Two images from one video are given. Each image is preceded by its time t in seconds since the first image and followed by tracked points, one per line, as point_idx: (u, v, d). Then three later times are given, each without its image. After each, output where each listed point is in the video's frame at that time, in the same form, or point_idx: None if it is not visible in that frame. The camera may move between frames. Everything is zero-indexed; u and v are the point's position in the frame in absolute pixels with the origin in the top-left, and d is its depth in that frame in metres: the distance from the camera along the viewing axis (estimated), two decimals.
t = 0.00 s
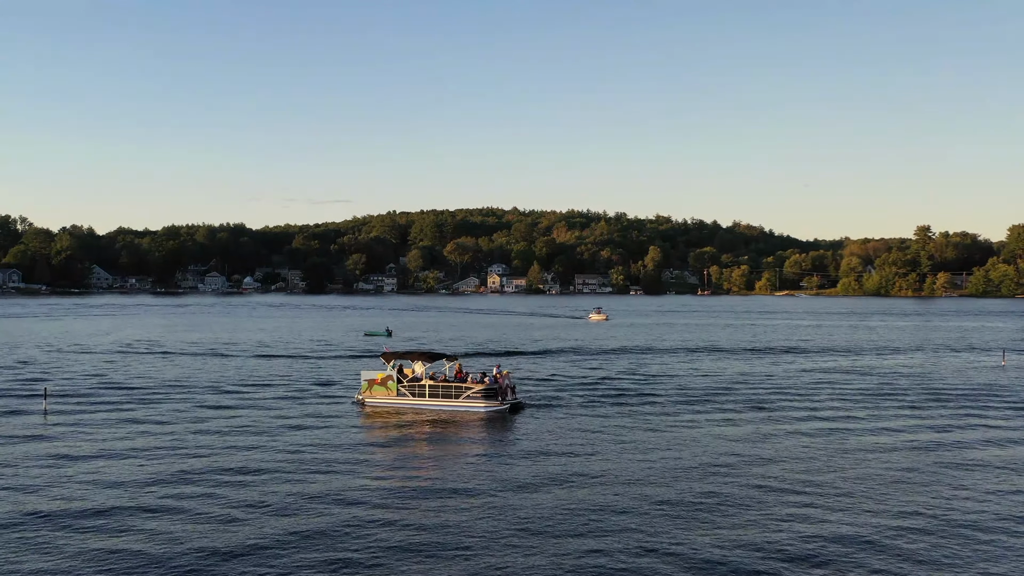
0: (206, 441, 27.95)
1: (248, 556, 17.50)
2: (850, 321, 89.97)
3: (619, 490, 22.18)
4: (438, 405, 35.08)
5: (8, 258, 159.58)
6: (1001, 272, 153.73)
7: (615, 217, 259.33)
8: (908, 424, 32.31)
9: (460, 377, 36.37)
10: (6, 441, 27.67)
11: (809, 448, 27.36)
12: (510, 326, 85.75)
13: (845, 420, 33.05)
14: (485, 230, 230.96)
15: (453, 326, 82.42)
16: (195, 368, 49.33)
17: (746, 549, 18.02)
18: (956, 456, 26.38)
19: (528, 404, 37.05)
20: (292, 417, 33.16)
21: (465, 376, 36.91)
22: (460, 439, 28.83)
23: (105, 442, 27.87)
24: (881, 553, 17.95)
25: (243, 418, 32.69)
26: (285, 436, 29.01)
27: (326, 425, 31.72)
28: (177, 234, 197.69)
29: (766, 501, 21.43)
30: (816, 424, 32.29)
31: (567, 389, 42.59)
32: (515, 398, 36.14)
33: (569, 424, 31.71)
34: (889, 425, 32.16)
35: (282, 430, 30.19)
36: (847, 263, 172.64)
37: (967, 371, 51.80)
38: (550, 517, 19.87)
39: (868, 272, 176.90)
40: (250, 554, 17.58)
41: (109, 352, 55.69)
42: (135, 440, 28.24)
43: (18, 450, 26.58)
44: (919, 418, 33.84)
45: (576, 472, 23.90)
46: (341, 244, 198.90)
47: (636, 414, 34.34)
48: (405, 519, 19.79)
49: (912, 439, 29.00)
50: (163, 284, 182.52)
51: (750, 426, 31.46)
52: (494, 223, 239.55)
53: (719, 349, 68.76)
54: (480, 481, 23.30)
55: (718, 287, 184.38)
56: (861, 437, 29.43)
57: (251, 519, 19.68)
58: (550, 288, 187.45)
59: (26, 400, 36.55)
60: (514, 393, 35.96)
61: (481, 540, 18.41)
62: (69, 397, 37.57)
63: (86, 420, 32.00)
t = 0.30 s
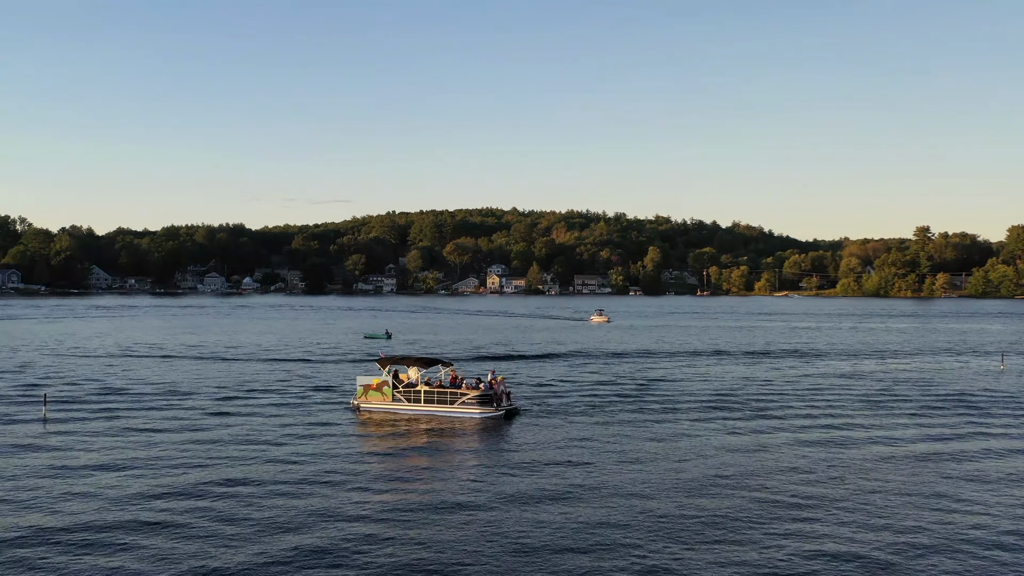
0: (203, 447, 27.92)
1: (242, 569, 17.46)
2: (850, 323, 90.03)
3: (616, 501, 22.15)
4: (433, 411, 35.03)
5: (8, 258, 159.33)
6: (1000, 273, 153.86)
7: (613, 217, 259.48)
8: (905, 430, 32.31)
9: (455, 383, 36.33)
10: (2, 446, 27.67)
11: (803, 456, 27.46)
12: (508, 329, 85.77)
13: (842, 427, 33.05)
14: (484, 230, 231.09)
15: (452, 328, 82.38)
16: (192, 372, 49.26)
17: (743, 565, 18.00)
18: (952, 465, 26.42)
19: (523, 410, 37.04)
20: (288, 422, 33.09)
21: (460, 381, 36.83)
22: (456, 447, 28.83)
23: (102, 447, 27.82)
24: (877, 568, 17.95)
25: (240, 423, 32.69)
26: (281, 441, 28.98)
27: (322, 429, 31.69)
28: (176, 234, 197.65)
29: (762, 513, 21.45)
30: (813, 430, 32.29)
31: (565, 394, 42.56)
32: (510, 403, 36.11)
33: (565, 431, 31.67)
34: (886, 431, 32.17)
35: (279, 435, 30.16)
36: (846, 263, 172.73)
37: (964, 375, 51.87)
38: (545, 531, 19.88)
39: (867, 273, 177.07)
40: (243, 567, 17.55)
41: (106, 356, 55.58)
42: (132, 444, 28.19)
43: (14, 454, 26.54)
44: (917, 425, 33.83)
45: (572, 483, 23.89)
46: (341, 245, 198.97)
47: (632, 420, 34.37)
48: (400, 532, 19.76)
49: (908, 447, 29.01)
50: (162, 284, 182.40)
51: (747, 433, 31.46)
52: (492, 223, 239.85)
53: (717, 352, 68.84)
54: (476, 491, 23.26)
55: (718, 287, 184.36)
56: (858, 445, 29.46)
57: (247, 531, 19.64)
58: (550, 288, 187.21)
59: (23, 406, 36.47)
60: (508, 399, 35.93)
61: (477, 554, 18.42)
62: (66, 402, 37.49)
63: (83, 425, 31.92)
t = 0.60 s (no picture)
0: (200, 451, 27.89)
1: None
2: (848, 324, 90.08)
3: (612, 507, 22.11)
4: (429, 413, 35.03)
5: (7, 259, 159.22)
6: (999, 274, 153.91)
7: (612, 217, 259.63)
8: (902, 433, 32.32)
9: (451, 385, 36.31)
10: None
11: (800, 461, 27.44)
12: (508, 330, 85.89)
13: (839, 430, 33.04)
14: (483, 231, 231.26)
15: (451, 329, 82.35)
16: (190, 373, 49.21)
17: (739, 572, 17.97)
18: (948, 469, 26.41)
19: (518, 412, 37.04)
20: (285, 425, 33.07)
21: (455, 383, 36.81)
22: (452, 451, 28.85)
23: (99, 451, 27.77)
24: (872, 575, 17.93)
25: (237, 426, 32.66)
26: (277, 445, 28.95)
27: (318, 432, 31.66)
28: (175, 234, 197.60)
29: (758, 518, 21.43)
30: (810, 433, 32.29)
31: (562, 396, 42.53)
32: (505, 405, 36.11)
33: (560, 434, 31.69)
34: (883, 434, 32.15)
35: (275, 438, 30.12)
36: (846, 264, 172.78)
37: (962, 377, 51.87)
38: (540, 538, 19.86)
39: (866, 273, 177.15)
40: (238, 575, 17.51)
41: (104, 358, 55.48)
42: (129, 449, 28.14)
43: (11, 459, 26.49)
44: (913, 427, 33.82)
45: (567, 489, 23.88)
46: (340, 245, 199.05)
47: (628, 423, 34.35)
48: (394, 539, 19.73)
49: (905, 451, 29.00)
50: (162, 284, 182.17)
51: (743, 436, 31.44)
52: (491, 223, 240.11)
53: (715, 353, 68.85)
54: (472, 496, 23.25)
55: (717, 288, 184.26)
56: (854, 449, 29.45)
57: (241, 538, 19.60)
58: (549, 289, 187.19)
59: (20, 408, 36.39)
60: (504, 400, 35.94)
61: (471, 562, 18.38)
62: (63, 405, 37.43)
63: (79, 428, 31.85)
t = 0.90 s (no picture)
0: (196, 450, 27.87)
1: None
2: (847, 321, 90.11)
3: (607, 507, 22.07)
4: (424, 409, 35.03)
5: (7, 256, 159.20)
6: (999, 270, 153.78)
7: (612, 214, 259.73)
8: (899, 431, 32.27)
9: (446, 381, 36.31)
10: None
11: (795, 459, 27.40)
12: (507, 326, 85.95)
13: (836, 428, 33.02)
14: (483, 228, 231.48)
15: (450, 326, 82.46)
16: (188, 371, 49.20)
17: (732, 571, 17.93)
18: (944, 468, 26.34)
19: (513, 409, 37.06)
20: (281, 423, 33.05)
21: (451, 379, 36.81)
22: (447, 449, 28.85)
23: (95, 450, 27.75)
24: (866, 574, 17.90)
25: (233, 424, 32.64)
26: (272, 444, 28.94)
27: (313, 430, 31.65)
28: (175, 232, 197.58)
29: (753, 518, 21.38)
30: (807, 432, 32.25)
31: (560, 394, 42.52)
32: (500, 402, 36.11)
33: (556, 433, 31.68)
34: (880, 432, 32.11)
35: (270, 437, 30.13)
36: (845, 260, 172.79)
37: (961, 374, 51.81)
38: (534, 537, 19.81)
39: (866, 270, 177.11)
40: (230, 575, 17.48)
41: (103, 355, 55.51)
42: (124, 447, 28.11)
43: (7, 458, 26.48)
44: (911, 425, 33.78)
45: (562, 488, 23.84)
46: (340, 242, 199.15)
47: (625, 420, 34.32)
48: (387, 539, 19.67)
49: (902, 449, 28.95)
50: (161, 281, 181.93)
51: (739, 434, 31.44)
52: (491, 220, 240.20)
53: (714, 350, 68.87)
54: (467, 496, 23.20)
55: (717, 285, 184.25)
56: (851, 447, 29.40)
57: (235, 538, 19.55)
58: (548, 285, 187.25)
59: (17, 405, 36.37)
60: (499, 397, 35.93)
61: (463, 562, 18.31)
62: (61, 402, 37.43)
63: (76, 425, 31.87)
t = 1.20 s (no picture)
0: (193, 451, 27.93)
1: None
2: (846, 321, 90.22)
3: (602, 509, 22.07)
4: (419, 409, 35.07)
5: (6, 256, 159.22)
6: (999, 270, 153.87)
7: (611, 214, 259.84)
8: (895, 432, 32.29)
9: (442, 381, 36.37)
10: None
11: (790, 460, 27.43)
12: (506, 326, 86.05)
13: (832, 429, 33.05)
14: (483, 228, 231.66)
15: (449, 325, 82.61)
16: (186, 371, 49.22)
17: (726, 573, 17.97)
18: (940, 469, 26.39)
19: (508, 408, 37.13)
20: (278, 424, 33.09)
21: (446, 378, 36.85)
22: (442, 450, 28.94)
23: (91, 452, 27.77)
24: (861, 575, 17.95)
25: (230, 425, 32.69)
26: (268, 445, 29.01)
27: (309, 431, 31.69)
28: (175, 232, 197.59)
29: (748, 519, 21.39)
30: (802, 432, 32.29)
31: (557, 394, 42.56)
32: (496, 401, 36.17)
33: (551, 433, 31.78)
34: (876, 433, 32.15)
35: (267, 437, 30.17)
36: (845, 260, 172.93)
37: (959, 374, 51.84)
38: (529, 540, 19.83)
39: (865, 270, 177.18)
40: None
41: (101, 355, 55.53)
42: (121, 449, 28.14)
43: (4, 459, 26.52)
44: (906, 426, 33.83)
45: (557, 490, 23.86)
46: (340, 242, 199.19)
47: (621, 420, 34.39)
48: (382, 542, 19.71)
49: (898, 450, 28.99)
50: (161, 281, 181.81)
51: (734, 434, 31.52)
52: (491, 220, 240.24)
53: (712, 350, 68.93)
54: (462, 498, 23.21)
55: (717, 285, 184.38)
56: (846, 447, 29.44)
57: (230, 542, 19.57)
58: (548, 285, 187.34)
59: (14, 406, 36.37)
60: (494, 396, 35.99)
61: (456, 565, 18.34)
62: (59, 402, 37.44)
63: (73, 426, 31.90)
